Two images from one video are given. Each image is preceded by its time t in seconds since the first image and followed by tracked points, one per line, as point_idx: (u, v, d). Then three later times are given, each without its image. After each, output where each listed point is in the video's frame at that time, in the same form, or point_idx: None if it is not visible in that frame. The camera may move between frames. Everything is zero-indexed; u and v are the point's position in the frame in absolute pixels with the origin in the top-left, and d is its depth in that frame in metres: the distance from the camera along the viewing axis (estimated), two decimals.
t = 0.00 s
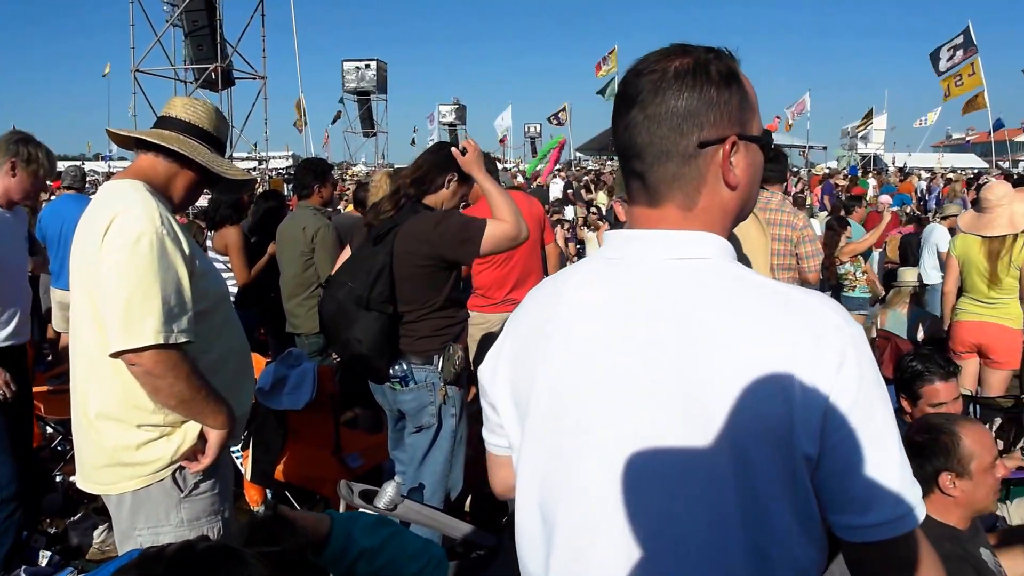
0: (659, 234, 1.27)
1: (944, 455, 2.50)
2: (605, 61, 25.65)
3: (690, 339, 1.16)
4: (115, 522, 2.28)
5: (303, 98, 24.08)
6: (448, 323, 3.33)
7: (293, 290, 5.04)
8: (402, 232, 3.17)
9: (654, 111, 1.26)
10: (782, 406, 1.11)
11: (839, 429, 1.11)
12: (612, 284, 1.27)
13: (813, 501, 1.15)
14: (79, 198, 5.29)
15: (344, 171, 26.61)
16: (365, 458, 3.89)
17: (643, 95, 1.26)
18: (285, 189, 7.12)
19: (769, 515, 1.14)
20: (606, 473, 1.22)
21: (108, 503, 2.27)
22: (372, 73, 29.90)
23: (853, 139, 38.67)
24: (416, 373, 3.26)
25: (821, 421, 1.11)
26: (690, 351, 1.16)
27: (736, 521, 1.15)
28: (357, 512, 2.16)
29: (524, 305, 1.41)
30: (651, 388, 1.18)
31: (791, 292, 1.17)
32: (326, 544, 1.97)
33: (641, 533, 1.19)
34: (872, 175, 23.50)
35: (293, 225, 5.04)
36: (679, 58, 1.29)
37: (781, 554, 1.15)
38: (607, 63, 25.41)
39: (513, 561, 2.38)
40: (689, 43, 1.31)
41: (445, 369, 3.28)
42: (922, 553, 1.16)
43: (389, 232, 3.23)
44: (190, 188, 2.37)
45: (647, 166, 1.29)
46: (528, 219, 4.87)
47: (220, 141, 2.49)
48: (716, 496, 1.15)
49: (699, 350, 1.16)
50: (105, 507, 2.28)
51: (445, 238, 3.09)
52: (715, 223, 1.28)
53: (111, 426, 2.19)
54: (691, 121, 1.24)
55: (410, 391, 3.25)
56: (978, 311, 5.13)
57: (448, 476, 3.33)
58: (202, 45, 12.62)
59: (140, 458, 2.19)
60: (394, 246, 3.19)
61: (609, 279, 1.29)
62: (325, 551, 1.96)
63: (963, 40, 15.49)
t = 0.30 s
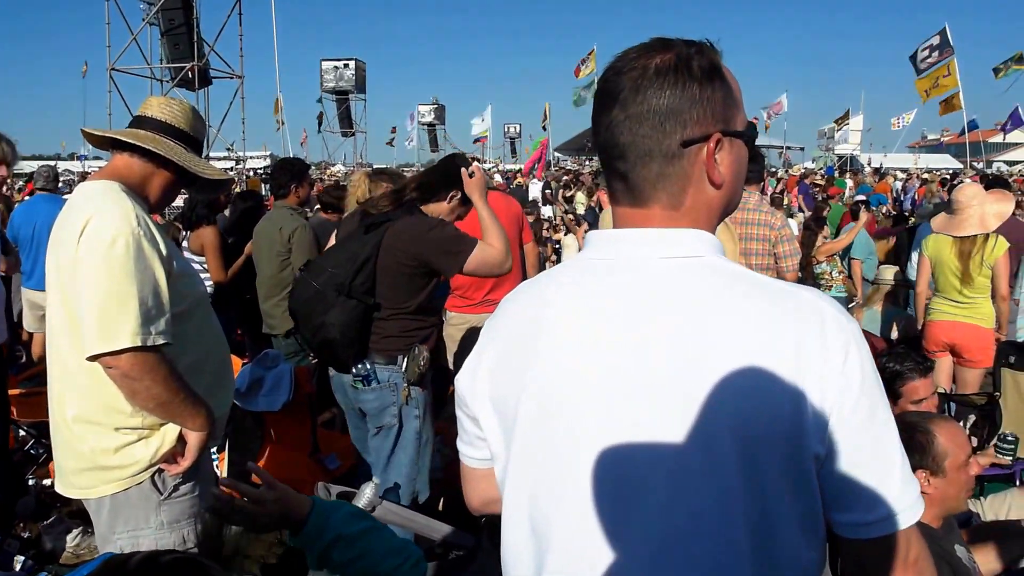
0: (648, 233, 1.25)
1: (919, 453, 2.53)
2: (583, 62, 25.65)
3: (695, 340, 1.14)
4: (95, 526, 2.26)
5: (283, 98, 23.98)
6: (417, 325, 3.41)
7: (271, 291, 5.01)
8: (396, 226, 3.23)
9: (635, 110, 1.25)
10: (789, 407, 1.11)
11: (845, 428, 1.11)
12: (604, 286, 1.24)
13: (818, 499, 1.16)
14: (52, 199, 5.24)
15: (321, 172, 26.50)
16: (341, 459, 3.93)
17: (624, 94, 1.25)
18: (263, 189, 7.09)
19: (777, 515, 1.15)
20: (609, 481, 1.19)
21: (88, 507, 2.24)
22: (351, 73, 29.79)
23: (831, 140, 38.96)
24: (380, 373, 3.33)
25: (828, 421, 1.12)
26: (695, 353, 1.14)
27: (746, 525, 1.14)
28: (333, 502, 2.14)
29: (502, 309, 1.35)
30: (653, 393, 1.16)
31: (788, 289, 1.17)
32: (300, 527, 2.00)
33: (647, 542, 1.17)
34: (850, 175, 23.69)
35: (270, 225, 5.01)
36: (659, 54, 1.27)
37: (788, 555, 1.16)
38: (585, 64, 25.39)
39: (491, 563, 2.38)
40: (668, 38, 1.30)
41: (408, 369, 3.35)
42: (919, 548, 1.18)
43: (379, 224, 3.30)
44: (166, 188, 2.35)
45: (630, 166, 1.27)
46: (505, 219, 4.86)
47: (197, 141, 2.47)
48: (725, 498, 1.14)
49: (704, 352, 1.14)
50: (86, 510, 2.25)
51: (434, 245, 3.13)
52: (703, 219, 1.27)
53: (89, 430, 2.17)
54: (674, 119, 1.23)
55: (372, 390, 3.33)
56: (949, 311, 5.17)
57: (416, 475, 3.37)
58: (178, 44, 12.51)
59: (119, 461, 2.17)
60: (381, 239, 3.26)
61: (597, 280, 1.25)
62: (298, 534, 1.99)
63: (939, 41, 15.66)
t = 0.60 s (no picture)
0: (644, 239, 1.24)
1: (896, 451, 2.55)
2: (562, 63, 25.68)
3: (695, 349, 1.13)
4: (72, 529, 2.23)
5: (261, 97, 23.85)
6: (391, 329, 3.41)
7: (248, 291, 4.98)
8: (393, 233, 3.27)
9: (633, 109, 1.23)
10: (791, 415, 1.10)
11: (850, 439, 1.10)
12: (600, 294, 1.22)
13: (824, 513, 1.14)
14: (25, 200, 5.17)
15: (300, 171, 26.38)
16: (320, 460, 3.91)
17: (619, 93, 1.23)
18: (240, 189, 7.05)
19: (781, 529, 1.13)
20: (608, 493, 1.18)
21: (65, 510, 2.22)
22: (329, 72, 29.66)
23: (809, 140, 39.24)
24: (344, 372, 3.34)
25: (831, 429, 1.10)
26: (695, 362, 1.13)
27: (748, 538, 1.13)
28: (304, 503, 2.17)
29: (494, 319, 1.34)
30: (654, 403, 1.15)
31: (789, 296, 1.16)
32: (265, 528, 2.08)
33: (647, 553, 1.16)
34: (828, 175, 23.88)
35: (247, 226, 4.97)
36: (657, 51, 1.25)
37: (795, 567, 1.13)
38: (564, 65, 25.41)
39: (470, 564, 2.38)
40: (666, 34, 1.28)
41: (371, 371, 3.35)
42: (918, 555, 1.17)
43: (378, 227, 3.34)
44: (141, 188, 2.33)
45: (624, 167, 1.25)
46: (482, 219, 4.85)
47: (173, 140, 2.45)
48: (727, 510, 1.13)
49: (705, 361, 1.13)
50: (63, 514, 2.23)
51: (415, 253, 3.22)
52: (698, 224, 1.25)
53: (65, 434, 2.14)
54: (671, 121, 1.22)
55: (335, 389, 3.35)
56: (924, 308, 5.22)
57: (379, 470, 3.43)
58: (154, 43, 12.40)
59: (96, 464, 2.15)
60: (377, 239, 3.28)
61: (593, 288, 1.24)
62: (264, 533, 2.07)
63: (915, 42, 15.82)
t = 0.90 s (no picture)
0: (634, 246, 1.24)
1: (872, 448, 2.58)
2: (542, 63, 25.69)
3: (676, 359, 1.13)
4: (46, 534, 2.20)
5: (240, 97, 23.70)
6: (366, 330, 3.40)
7: (226, 293, 4.95)
8: (373, 236, 3.27)
9: (629, 111, 1.23)
10: (773, 428, 1.09)
11: (833, 454, 1.09)
12: (586, 301, 1.23)
13: (804, 525, 1.14)
14: None
15: (279, 171, 26.26)
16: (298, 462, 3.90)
17: (616, 94, 1.23)
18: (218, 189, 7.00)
19: (759, 540, 1.13)
20: (587, 502, 1.19)
21: (39, 514, 2.19)
22: (307, 72, 29.52)
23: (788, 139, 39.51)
24: (321, 372, 3.33)
25: (814, 442, 1.09)
26: (675, 372, 1.13)
27: (724, 547, 1.13)
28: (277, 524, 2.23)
29: (482, 319, 1.35)
30: (638, 413, 1.15)
31: (777, 307, 1.16)
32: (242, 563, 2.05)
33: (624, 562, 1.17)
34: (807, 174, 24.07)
35: (225, 226, 4.94)
36: (657, 53, 1.25)
37: None
38: (543, 65, 25.42)
39: (449, 565, 2.38)
40: (667, 37, 1.28)
41: (349, 371, 3.35)
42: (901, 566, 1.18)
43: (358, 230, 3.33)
44: (112, 187, 2.31)
45: (617, 169, 1.25)
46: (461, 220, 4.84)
47: (142, 136, 2.43)
48: (703, 520, 1.13)
49: (684, 372, 1.13)
50: (36, 518, 2.20)
51: (395, 259, 3.22)
52: (690, 232, 1.25)
53: (40, 437, 2.12)
54: (667, 124, 1.21)
55: (311, 389, 3.33)
56: (900, 308, 5.29)
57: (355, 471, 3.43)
58: (131, 42, 12.29)
59: (72, 467, 2.13)
60: (355, 243, 3.27)
61: (580, 293, 1.24)
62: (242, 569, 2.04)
63: (893, 43, 15.94)
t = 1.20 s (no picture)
0: (611, 241, 1.24)
1: (849, 446, 2.61)
2: (521, 64, 25.68)
3: (636, 359, 1.14)
4: (12, 542, 2.17)
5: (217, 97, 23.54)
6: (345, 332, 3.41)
7: (203, 295, 4.92)
8: (347, 236, 3.26)
9: (610, 107, 1.23)
10: (725, 435, 1.10)
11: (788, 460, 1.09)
12: (558, 294, 1.23)
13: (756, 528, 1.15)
14: None
15: (258, 172, 26.11)
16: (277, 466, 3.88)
17: (599, 90, 1.23)
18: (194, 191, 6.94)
19: (707, 542, 1.14)
20: (540, 495, 1.21)
21: (4, 522, 2.16)
22: (285, 72, 29.37)
23: (766, 141, 39.78)
24: (301, 374, 3.32)
25: (768, 450, 1.10)
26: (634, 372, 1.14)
27: (674, 545, 1.14)
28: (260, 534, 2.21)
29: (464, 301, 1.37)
30: (595, 410, 1.16)
31: (747, 311, 1.15)
32: None
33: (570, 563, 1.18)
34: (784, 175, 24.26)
35: (202, 228, 4.91)
36: (642, 50, 1.24)
37: None
38: (522, 67, 25.44)
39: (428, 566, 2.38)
40: (653, 33, 1.27)
41: (328, 372, 3.33)
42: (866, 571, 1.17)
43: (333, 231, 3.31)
44: (89, 192, 2.28)
45: (600, 166, 1.25)
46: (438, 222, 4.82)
47: (122, 143, 2.42)
48: (650, 519, 1.15)
49: (644, 373, 1.13)
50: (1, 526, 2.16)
51: (376, 260, 3.20)
52: (668, 232, 1.25)
53: (9, 440, 2.09)
54: (649, 121, 1.21)
55: (291, 391, 3.33)
56: (876, 309, 5.33)
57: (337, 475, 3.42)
58: (107, 42, 12.17)
59: (43, 472, 2.11)
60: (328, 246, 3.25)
61: (554, 285, 1.25)
62: None
63: (869, 45, 16.11)
